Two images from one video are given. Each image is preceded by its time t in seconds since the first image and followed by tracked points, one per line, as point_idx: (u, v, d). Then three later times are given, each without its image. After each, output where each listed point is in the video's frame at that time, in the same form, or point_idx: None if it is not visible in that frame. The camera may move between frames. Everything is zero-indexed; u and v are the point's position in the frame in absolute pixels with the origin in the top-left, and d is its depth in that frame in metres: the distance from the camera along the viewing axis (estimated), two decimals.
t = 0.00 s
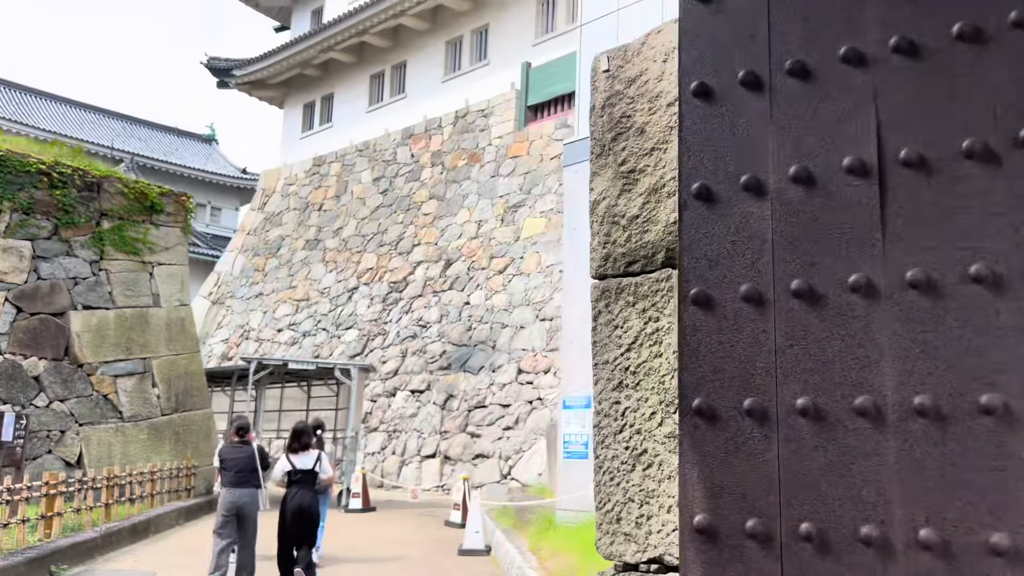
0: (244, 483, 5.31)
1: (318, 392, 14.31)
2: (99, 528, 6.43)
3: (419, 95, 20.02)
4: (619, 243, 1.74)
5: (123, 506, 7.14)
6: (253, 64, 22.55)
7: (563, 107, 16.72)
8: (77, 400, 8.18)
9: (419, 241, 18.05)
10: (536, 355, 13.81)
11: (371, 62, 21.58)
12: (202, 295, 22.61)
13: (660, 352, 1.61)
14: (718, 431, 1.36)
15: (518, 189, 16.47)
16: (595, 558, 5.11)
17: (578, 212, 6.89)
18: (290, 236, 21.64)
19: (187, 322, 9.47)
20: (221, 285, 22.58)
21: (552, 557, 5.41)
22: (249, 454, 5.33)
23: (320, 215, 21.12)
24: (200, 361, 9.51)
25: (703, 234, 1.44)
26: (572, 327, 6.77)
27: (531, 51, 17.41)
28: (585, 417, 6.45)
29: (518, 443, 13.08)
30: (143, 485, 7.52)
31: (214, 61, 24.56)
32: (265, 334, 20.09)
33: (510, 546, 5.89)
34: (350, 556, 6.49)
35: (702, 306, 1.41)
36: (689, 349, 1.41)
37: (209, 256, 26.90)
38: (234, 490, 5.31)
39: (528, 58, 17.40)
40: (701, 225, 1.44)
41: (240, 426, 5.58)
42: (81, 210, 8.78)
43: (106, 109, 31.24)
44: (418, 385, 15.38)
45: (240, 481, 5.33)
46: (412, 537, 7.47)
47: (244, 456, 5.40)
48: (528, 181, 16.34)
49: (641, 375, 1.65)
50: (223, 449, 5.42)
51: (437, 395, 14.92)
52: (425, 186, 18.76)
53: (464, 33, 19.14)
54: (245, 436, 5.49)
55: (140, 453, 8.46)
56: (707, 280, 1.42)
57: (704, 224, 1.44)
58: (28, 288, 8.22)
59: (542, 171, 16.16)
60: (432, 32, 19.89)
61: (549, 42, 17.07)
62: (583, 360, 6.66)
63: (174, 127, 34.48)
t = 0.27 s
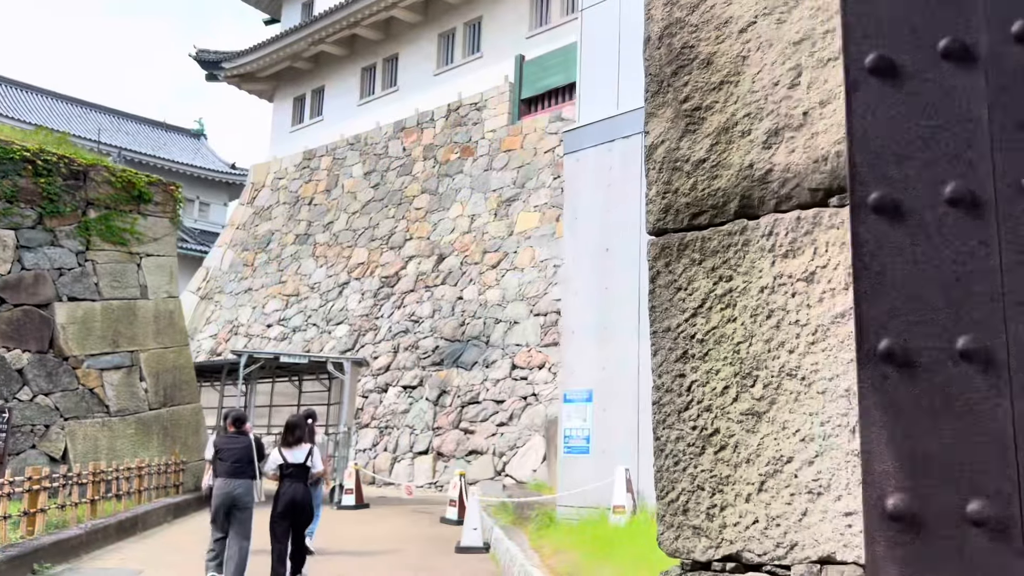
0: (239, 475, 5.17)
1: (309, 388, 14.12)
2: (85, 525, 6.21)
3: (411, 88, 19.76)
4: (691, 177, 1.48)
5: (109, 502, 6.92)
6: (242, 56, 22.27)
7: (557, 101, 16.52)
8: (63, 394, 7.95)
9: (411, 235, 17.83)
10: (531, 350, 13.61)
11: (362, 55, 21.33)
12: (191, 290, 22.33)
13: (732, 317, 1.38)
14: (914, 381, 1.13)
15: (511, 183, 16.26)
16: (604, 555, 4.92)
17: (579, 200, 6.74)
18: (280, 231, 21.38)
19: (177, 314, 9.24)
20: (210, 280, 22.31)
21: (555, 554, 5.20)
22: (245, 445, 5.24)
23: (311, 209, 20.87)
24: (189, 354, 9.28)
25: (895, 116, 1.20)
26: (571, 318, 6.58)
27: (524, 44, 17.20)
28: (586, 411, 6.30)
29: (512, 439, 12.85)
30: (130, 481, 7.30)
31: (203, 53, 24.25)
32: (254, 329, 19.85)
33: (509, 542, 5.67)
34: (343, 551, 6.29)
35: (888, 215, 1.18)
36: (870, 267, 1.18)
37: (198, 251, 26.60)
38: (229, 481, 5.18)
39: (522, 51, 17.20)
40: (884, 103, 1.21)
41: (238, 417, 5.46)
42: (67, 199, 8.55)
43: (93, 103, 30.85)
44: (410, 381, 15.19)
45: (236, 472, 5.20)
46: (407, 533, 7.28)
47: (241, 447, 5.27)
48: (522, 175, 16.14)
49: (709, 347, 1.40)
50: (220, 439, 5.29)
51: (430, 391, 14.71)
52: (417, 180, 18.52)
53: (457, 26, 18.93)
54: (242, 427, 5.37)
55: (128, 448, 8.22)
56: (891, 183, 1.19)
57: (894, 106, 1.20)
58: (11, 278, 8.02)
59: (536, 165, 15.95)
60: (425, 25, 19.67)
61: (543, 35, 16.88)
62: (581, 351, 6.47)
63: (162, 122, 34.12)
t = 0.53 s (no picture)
0: (230, 475, 4.93)
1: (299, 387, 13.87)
2: (69, 528, 5.98)
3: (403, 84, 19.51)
4: (789, 132, 1.42)
5: (95, 503, 6.70)
6: (232, 52, 22.00)
7: (550, 98, 16.33)
8: (47, 392, 7.71)
9: (403, 234, 17.62)
10: (525, 349, 13.43)
11: (353, 51, 21.08)
12: (178, 289, 22.03)
13: (863, 288, 1.26)
14: None
15: (504, 181, 16.06)
16: (613, 556, 4.74)
17: (580, 194, 6.55)
18: (269, 229, 21.12)
19: (165, 310, 9.03)
20: (197, 278, 22.03)
21: (562, 557, 4.99)
22: (235, 444, 4.98)
23: (300, 207, 20.61)
24: (178, 351, 9.06)
25: None
26: (572, 315, 6.39)
27: (518, 41, 17.01)
28: (591, 409, 6.13)
29: (506, 439, 12.65)
30: (117, 481, 7.08)
31: (191, 48, 23.94)
32: (242, 328, 19.58)
33: (512, 544, 5.45)
34: (338, 553, 6.10)
35: None
36: None
37: (185, 249, 26.27)
38: (218, 482, 4.92)
39: (515, 48, 17.00)
40: None
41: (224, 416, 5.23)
42: (53, 191, 8.30)
43: (77, 99, 30.43)
44: (402, 381, 14.98)
45: (226, 472, 4.94)
46: (402, 534, 7.10)
47: (230, 446, 5.04)
48: (515, 173, 15.94)
49: (826, 325, 1.29)
50: (207, 439, 5.03)
51: (422, 391, 14.51)
52: (408, 177, 18.29)
53: (449, 22, 18.72)
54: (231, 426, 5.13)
55: (115, 448, 7.99)
56: None
57: None
58: None
59: (529, 163, 15.76)
60: (417, 21, 19.46)
61: (537, 31, 16.69)
62: (582, 349, 6.28)
63: (148, 119, 33.70)
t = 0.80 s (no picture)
0: (216, 471, 4.88)
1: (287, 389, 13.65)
2: (52, 533, 5.77)
3: (392, 84, 19.29)
4: (921, 72, 1.33)
5: (79, 507, 6.48)
6: (218, 51, 21.74)
7: (541, 99, 16.19)
8: (29, 393, 7.48)
9: (392, 235, 17.42)
10: (516, 351, 13.26)
11: (342, 51, 20.85)
12: (162, 290, 21.74)
13: (1023, 251, 1.17)
14: None
15: (495, 182, 15.90)
16: (620, 561, 4.58)
17: (579, 190, 6.38)
18: (255, 230, 20.86)
19: (151, 309, 8.80)
20: (182, 280, 21.74)
21: (565, 563, 4.81)
22: (223, 441, 4.92)
23: (288, 207, 20.37)
24: (164, 352, 8.84)
25: None
26: (571, 314, 6.21)
27: (508, 41, 16.87)
28: (591, 411, 5.97)
29: (497, 443, 12.47)
30: (101, 484, 6.86)
31: (177, 47, 23.66)
32: (228, 329, 19.32)
33: (512, 549, 5.27)
34: (332, 558, 5.91)
35: None
36: None
37: (170, 250, 25.95)
38: (205, 479, 4.87)
39: (506, 48, 16.86)
40: None
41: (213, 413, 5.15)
42: (36, 186, 8.09)
43: (60, 99, 30.05)
44: (391, 384, 14.78)
45: (212, 468, 4.90)
46: (397, 538, 6.91)
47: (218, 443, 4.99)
48: (506, 174, 15.78)
49: (976, 296, 1.20)
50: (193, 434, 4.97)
51: (412, 394, 14.31)
52: (397, 178, 18.09)
53: (439, 22, 18.52)
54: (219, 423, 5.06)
55: (99, 451, 7.76)
56: None
57: None
58: None
59: (520, 164, 15.60)
60: (406, 21, 19.27)
61: (528, 32, 16.54)
62: (582, 349, 6.10)
63: (132, 119, 33.34)
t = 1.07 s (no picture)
0: (201, 477, 4.79)
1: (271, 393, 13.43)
2: (26, 539, 5.55)
3: (378, 87, 19.10)
4: None
5: (55, 513, 6.25)
6: (202, 52, 21.49)
7: (530, 102, 16.09)
8: (4, 395, 7.24)
9: (378, 239, 17.24)
10: (504, 356, 13.12)
11: (327, 53, 20.66)
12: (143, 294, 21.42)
13: None
14: None
15: (482, 185, 15.78)
16: (621, 568, 4.44)
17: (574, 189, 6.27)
18: (238, 233, 20.58)
19: (132, 310, 8.58)
20: (163, 283, 21.43)
21: (565, 570, 4.66)
22: (211, 447, 4.82)
23: (272, 210, 20.13)
24: (145, 354, 8.60)
25: None
26: (567, 316, 6.10)
27: (496, 44, 16.76)
28: (587, 414, 5.84)
29: (485, 449, 12.30)
30: (78, 490, 6.63)
31: (160, 48, 23.39)
32: (210, 334, 19.03)
33: (508, 556, 5.12)
34: (319, 565, 5.72)
35: None
36: None
37: (151, 254, 25.61)
38: (191, 484, 4.78)
39: (494, 51, 16.75)
40: None
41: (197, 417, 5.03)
42: (13, 182, 7.87)
43: (40, 100, 29.66)
44: (376, 389, 14.58)
45: (197, 473, 4.80)
46: (385, 544, 6.72)
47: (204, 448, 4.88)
48: (493, 177, 15.65)
49: None
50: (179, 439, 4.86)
51: (398, 399, 14.13)
52: (383, 181, 17.91)
53: (427, 25, 18.38)
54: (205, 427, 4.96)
55: (76, 455, 7.52)
56: None
57: None
58: None
59: (507, 168, 15.49)
60: (392, 24, 19.11)
61: (517, 35, 16.44)
62: (578, 351, 5.99)
63: (113, 122, 32.98)
